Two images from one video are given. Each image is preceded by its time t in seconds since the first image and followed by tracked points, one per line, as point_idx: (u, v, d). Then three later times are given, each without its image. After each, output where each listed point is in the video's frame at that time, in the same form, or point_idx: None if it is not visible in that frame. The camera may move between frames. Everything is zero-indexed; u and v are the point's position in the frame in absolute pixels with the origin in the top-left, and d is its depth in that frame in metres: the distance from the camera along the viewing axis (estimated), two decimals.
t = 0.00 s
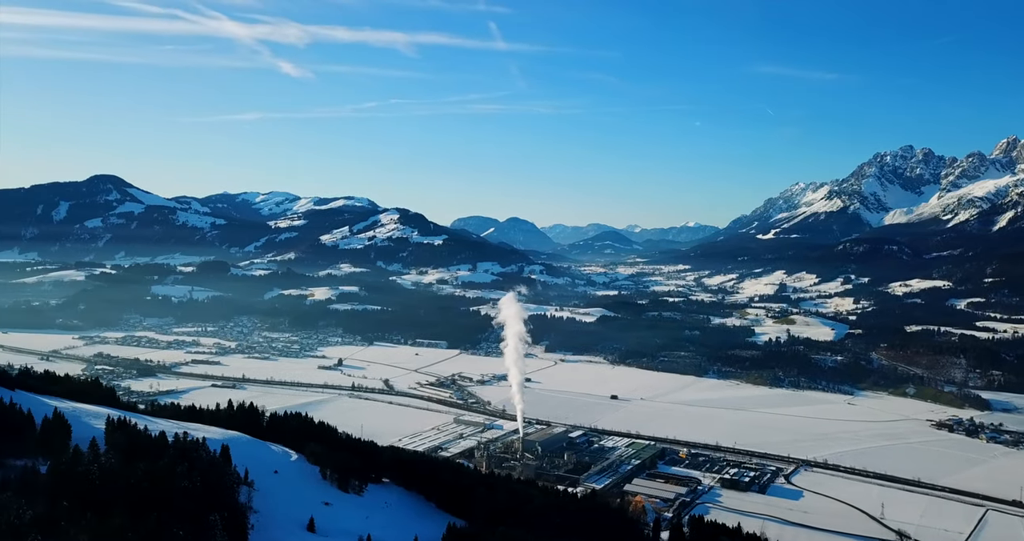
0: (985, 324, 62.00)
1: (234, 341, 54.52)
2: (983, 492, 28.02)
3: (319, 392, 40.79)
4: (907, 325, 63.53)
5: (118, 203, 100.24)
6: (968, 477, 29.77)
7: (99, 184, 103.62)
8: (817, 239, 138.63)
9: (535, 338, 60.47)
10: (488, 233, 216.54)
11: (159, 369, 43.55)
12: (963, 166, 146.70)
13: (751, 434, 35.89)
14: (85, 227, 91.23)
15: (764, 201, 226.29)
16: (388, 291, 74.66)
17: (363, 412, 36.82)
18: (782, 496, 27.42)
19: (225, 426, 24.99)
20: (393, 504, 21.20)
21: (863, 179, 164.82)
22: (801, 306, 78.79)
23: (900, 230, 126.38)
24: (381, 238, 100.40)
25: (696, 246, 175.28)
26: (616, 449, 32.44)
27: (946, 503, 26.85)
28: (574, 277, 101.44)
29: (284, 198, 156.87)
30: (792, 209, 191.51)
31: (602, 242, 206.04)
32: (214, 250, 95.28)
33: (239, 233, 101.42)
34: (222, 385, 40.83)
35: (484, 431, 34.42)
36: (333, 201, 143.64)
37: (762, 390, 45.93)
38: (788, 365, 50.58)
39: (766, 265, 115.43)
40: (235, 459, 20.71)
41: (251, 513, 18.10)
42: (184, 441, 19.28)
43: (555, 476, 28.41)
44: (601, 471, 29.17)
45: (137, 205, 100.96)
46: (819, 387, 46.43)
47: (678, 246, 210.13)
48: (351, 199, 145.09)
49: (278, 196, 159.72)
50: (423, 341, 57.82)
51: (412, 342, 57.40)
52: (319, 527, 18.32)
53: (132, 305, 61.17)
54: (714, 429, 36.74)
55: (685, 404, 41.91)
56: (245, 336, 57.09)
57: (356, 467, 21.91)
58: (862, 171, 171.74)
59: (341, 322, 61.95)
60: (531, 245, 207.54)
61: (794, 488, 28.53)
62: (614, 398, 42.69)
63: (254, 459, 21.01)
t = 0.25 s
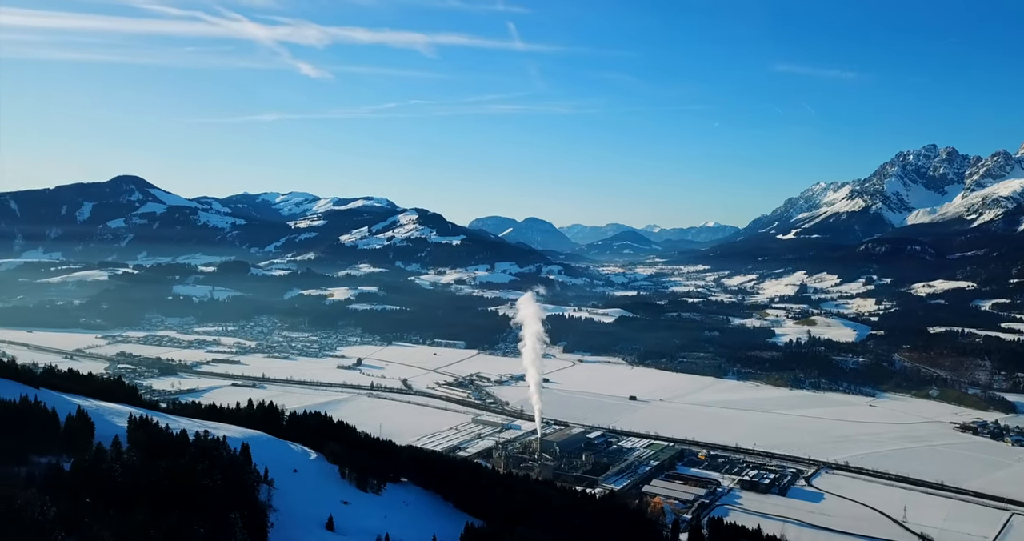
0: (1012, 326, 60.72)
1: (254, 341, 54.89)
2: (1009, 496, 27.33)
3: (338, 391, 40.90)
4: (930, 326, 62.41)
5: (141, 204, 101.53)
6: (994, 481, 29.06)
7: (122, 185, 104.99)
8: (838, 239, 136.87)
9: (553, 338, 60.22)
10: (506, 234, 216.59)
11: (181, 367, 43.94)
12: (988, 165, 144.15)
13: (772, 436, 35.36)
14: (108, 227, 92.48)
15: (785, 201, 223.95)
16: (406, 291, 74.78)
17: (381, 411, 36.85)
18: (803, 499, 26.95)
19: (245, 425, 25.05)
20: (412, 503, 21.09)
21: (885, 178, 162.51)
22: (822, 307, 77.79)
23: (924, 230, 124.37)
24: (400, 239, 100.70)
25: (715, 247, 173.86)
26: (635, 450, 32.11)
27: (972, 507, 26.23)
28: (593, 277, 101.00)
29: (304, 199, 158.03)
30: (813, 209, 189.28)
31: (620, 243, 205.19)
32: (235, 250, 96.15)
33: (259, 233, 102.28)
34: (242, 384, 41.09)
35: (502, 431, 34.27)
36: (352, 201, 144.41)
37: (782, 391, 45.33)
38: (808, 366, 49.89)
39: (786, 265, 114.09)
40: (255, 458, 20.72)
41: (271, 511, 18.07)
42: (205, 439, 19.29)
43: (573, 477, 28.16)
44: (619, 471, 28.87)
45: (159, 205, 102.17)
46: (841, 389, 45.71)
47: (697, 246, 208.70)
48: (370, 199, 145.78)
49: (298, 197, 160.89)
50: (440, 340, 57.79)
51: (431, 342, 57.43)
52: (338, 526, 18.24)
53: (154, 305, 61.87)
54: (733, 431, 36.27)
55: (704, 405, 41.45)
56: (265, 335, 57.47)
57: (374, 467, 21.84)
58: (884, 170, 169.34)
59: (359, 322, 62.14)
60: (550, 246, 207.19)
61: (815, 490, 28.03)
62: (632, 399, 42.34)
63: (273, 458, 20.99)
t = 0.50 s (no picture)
0: None
1: (274, 340, 55.25)
2: None
3: (356, 391, 41.01)
4: (954, 328, 61.27)
5: (162, 205, 102.72)
6: (1019, 485, 28.39)
7: (145, 186, 106.29)
8: (860, 239, 135.09)
9: (571, 339, 59.97)
10: (524, 234, 216.35)
11: (201, 367, 44.31)
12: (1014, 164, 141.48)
13: (792, 438, 34.88)
14: (130, 228, 93.73)
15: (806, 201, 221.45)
16: (424, 291, 74.92)
17: (399, 411, 36.87)
18: (823, 501, 26.51)
19: (265, 424, 25.15)
20: (430, 503, 21.04)
21: (908, 177, 160.09)
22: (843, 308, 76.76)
23: (947, 230, 122.30)
24: (418, 239, 100.91)
25: (735, 246, 172.34)
26: (653, 451, 31.81)
27: (997, 511, 25.63)
28: (611, 277, 100.52)
29: (323, 199, 159.03)
30: (834, 209, 186.97)
31: (639, 243, 204.23)
32: (255, 250, 96.93)
33: (279, 233, 103.06)
34: (262, 383, 41.33)
35: (520, 431, 34.13)
36: (371, 202, 145.02)
37: (803, 393, 44.71)
38: (829, 368, 49.17)
39: (807, 266, 112.74)
40: (275, 456, 20.78)
41: (290, 509, 18.10)
42: (225, 438, 19.37)
43: (591, 478, 27.94)
44: (637, 473, 28.61)
45: (181, 206, 103.29)
46: (862, 390, 45.00)
47: (716, 246, 207.20)
48: (388, 200, 146.34)
49: (317, 198, 161.93)
50: (459, 341, 57.78)
51: (449, 342, 57.44)
52: (357, 525, 18.23)
53: (176, 304, 62.53)
54: (753, 432, 35.82)
55: (724, 407, 41.00)
56: (284, 335, 57.82)
57: (392, 467, 21.79)
58: (907, 170, 166.83)
59: (378, 322, 62.31)
60: (568, 246, 206.64)
61: (836, 493, 27.56)
62: (651, 400, 42.00)
63: (293, 457, 21.03)
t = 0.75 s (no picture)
0: None
1: (293, 340, 55.57)
2: None
3: (375, 390, 41.08)
4: (979, 329, 60.18)
5: (184, 206, 103.87)
6: None
7: (166, 187, 107.54)
8: (882, 240, 133.22)
9: (589, 340, 59.69)
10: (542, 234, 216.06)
11: (222, 366, 44.65)
12: None
13: (813, 440, 34.38)
14: (152, 228, 94.88)
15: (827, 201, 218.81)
16: (442, 291, 75.00)
17: (418, 411, 36.86)
18: (845, 504, 26.04)
19: (284, 423, 25.23)
20: (448, 503, 20.96)
21: (931, 177, 157.55)
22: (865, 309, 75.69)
23: (972, 230, 120.16)
24: (436, 239, 101.09)
25: (755, 247, 170.67)
26: (672, 453, 31.48)
27: None
28: (629, 278, 99.97)
29: (343, 200, 159.98)
30: (856, 208, 184.62)
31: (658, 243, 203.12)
32: (274, 250, 97.66)
33: (298, 234, 103.77)
34: (281, 382, 41.54)
35: (538, 432, 33.95)
36: (389, 202, 145.57)
37: (824, 394, 44.06)
38: (850, 370, 48.43)
39: (828, 266, 111.32)
40: (294, 455, 20.81)
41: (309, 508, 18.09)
42: (245, 437, 19.40)
43: (609, 479, 27.70)
44: (656, 474, 28.31)
45: (202, 207, 104.36)
46: (884, 392, 44.26)
47: (736, 247, 205.50)
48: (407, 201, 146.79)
49: (336, 198, 162.93)
50: (477, 341, 57.73)
51: (467, 342, 57.42)
52: (375, 525, 18.19)
53: (197, 304, 63.14)
54: (773, 434, 35.34)
55: (744, 408, 40.51)
56: (303, 334, 58.15)
57: (410, 466, 21.73)
58: (930, 169, 164.23)
59: (396, 321, 62.45)
60: (586, 246, 206.01)
61: (857, 495, 27.08)
62: (670, 401, 41.62)
63: (312, 456, 21.06)
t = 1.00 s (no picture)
0: None
1: (313, 339, 55.85)
2: None
3: (393, 390, 41.12)
4: (1004, 331, 58.96)
5: (205, 206, 104.95)
6: None
7: (188, 188, 108.72)
8: (905, 240, 131.27)
9: (607, 340, 59.37)
10: (560, 234, 215.62)
11: (242, 365, 44.96)
12: None
13: (834, 442, 33.85)
14: (174, 229, 95.95)
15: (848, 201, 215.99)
16: (460, 292, 75.04)
17: (436, 411, 36.84)
18: (866, 507, 25.58)
19: (303, 422, 25.28)
20: (466, 503, 20.87)
21: (955, 176, 154.86)
22: (888, 310, 74.53)
23: (997, 230, 117.94)
24: (455, 240, 101.17)
25: (776, 247, 168.97)
26: (691, 454, 31.14)
27: None
28: (648, 278, 99.33)
29: (362, 201, 160.72)
30: (878, 208, 182.04)
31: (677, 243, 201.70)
32: (294, 250, 98.33)
33: (318, 234, 104.39)
34: (301, 382, 41.73)
35: (557, 433, 33.75)
36: (408, 203, 145.87)
37: (845, 396, 43.37)
38: (872, 371, 47.66)
39: (850, 267, 109.80)
40: (313, 454, 20.81)
41: (328, 508, 18.04)
42: (265, 436, 19.40)
43: (628, 480, 27.45)
44: (675, 475, 27.99)
45: (222, 207, 105.37)
46: (907, 394, 43.48)
47: (756, 247, 203.60)
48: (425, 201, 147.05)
49: (355, 199, 163.77)
50: (495, 341, 57.65)
51: (485, 342, 57.37)
52: (394, 524, 18.14)
53: (217, 304, 63.72)
54: (793, 436, 34.83)
55: (763, 410, 40.01)
56: (322, 334, 58.46)
57: (429, 466, 21.66)
58: (954, 168, 161.52)
59: (414, 322, 62.55)
60: (604, 246, 205.18)
61: (879, 498, 26.59)
62: (689, 402, 41.23)
63: (331, 455, 21.05)
